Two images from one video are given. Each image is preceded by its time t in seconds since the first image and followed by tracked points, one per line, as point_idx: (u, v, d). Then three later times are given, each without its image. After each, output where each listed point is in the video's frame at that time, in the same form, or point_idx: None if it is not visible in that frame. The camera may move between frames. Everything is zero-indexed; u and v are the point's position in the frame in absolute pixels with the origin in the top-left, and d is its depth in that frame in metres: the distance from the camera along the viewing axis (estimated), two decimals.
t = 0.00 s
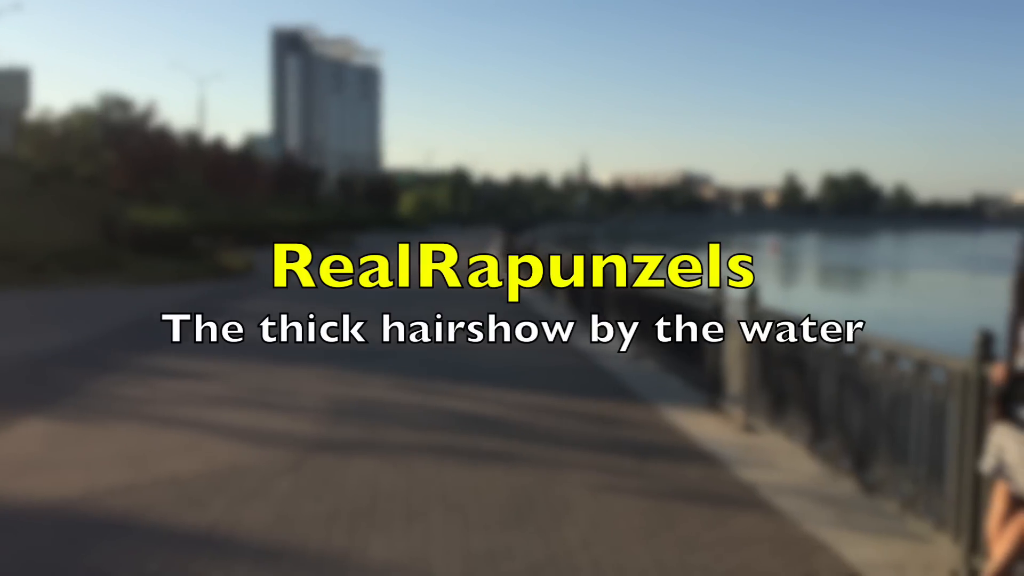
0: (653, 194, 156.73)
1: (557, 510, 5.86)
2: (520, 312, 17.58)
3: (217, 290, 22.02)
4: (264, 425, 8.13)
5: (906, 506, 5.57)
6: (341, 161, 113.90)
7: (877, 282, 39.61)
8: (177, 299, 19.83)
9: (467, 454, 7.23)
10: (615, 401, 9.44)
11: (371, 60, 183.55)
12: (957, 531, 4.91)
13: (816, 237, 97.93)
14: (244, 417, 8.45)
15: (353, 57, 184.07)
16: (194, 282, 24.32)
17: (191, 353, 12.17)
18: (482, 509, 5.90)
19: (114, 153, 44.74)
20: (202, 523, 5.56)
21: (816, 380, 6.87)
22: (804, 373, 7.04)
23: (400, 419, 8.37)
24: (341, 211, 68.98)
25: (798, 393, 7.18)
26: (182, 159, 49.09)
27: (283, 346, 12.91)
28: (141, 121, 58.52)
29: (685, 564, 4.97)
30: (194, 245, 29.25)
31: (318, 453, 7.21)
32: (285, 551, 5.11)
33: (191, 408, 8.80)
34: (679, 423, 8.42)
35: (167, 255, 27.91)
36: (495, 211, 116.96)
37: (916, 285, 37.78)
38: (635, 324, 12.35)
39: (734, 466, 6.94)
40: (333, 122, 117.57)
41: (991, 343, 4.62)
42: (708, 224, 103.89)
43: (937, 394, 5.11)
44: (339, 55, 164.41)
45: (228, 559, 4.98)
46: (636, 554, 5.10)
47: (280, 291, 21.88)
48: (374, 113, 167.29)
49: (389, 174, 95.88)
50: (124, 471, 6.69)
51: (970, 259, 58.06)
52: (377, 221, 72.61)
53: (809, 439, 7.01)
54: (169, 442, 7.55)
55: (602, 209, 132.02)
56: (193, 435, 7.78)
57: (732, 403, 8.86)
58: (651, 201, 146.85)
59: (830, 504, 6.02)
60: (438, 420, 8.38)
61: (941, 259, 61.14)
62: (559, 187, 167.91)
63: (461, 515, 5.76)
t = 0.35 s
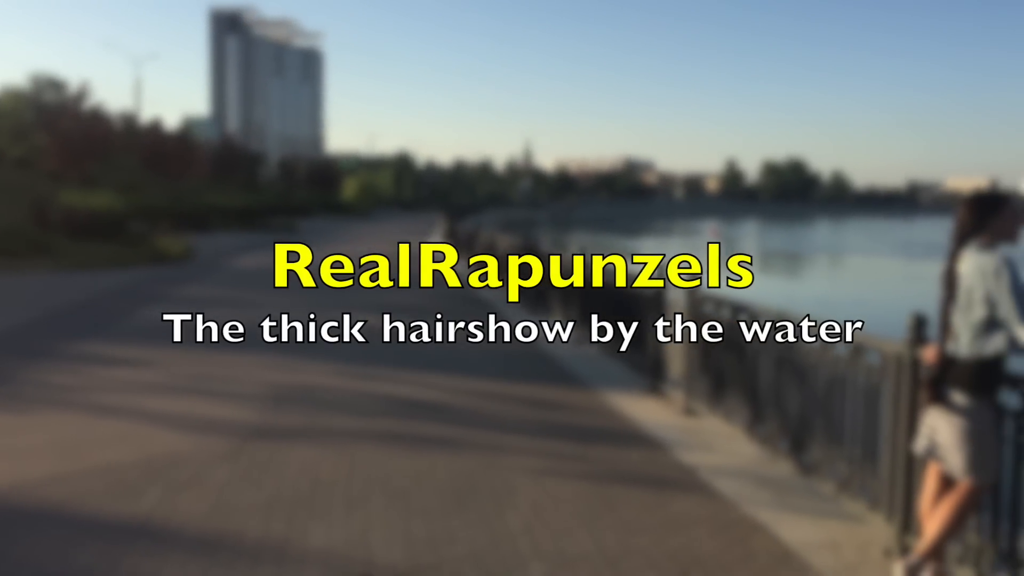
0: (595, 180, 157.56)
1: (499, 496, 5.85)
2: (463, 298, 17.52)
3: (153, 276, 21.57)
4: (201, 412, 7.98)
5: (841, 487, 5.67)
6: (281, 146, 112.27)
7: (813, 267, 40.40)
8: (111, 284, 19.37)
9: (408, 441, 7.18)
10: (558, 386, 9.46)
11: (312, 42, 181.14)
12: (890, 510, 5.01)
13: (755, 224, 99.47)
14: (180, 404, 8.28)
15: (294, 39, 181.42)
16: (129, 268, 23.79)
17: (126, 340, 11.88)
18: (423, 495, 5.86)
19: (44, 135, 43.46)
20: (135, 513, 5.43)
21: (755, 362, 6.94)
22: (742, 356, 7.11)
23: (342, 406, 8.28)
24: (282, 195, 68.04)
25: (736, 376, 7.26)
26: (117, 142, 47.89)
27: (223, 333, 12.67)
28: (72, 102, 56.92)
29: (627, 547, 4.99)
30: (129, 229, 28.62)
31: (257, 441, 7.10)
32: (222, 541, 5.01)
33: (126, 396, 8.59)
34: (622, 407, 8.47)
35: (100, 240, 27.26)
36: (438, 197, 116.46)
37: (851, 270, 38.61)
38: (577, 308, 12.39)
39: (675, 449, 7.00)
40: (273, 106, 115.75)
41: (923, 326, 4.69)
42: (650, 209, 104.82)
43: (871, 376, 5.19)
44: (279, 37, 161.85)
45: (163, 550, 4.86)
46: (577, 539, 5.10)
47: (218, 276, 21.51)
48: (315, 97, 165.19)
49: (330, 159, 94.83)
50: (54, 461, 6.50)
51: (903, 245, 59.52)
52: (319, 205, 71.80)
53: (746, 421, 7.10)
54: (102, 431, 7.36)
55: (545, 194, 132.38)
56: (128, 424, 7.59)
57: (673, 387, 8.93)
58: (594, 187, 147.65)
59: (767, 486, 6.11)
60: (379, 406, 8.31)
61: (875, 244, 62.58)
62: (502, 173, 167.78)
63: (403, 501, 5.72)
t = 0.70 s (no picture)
0: (520, 168, 157.69)
1: (420, 484, 5.80)
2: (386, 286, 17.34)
3: (64, 265, 20.87)
4: (113, 405, 7.71)
5: (755, 468, 5.78)
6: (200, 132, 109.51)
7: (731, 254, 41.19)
8: (19, 274, 18.67)
9: (329, 430, 7.08)
10: (481, 374, 9.42)
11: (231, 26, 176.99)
12: (802, 490, 5.13)
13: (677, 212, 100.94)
14: (91, 397, 7.99)
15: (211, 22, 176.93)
16: (38, 256, 22.97)
17: (33, 332, 11.43)
18: (343, 484, 5.78)
19: None
20: (41, 509, 5.23)
21: (673, 347, 7.02)
22: (660, 340, 7.19)
23: (261, 396, 8.10)
24: (200, 182, 66.43)
25: (654, 361, 7.34)
26: (24, 126, 46.07)
27: (139, 323, 12.33)
28: None
29: (548, 533, 4.99)
30: (39, 217, 27.62)
31: (172, 433, 6.90)
32: (132, 536, 4.86)
33: (34, 389, 8.27)
34: (545, 394, 8.47)
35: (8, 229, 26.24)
36: (362, 185, 115.19)
37: (767, 258, 39.45)
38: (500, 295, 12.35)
39: (597, 435, 7.04)
40: (191, 91, 112.78)
41: (833, 311, 4.80)
42: (573, 197, 105.50)
43: (785, 359, 5.30)
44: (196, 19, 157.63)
45: (70, 548, 4.69)
46: (499, 525, 5.09)
47: (132, 265, 20.94)
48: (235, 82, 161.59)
49: (251, 145, 92.92)
50: None
51: (818, 234, 61.14)
52: (239, 193, 70.31)
53: (664, 406, 7.19)
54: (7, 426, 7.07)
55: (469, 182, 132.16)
56: (35, 418, 7.31)
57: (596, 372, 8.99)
58: (519, 175, 147.80)
59: (685, 468, 6.19)
60: (298, 396, 8.19)
61: (791, 233, 64.11)
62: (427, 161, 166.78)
63: (321, 492, 5.63)
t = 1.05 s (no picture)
0: (443, 159, 157.11)
1: (338, 478, 5.72)
2: (308, 279, 17.09)
3: None
4: (17, 403, 7.42)
5: (673, 455, 5.85)
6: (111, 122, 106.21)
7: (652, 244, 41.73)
8: None
9: (245, 425, 6.93)
10: (403, 365, 9.35)
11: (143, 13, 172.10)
12: (718, 475, 5.21)
13: (599, 203, 101.83)
14: None
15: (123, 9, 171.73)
16: None
17: None
18: (260, 480, 5.67)
19: None
20: None
21: (592, 337, 7.04)
22: (579, 329, 7.23)
23: (175, 392, 7.90)
24: (112, 173, 64.55)
25: (574, 350, 7.38)
26: None
27: (46, 319, 11.92)
28: None
29: (470, 524, 4.97)
30: None
31: (79, 431, 6.67)
32: (35, 538, 4.68)
33: None
34: (466, 385, 8.46)
35: None
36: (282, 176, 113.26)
37: (687, 247, 40.06)
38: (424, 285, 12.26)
39: (518, 425, 7.05)
40: (101, 79, 109.33)
41: (748, 299, 4.88)
42: (496, 187, 105.59)
43: (701, 346, 5.39)
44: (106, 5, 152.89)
45: None
46: (419, 517, 5.06)
47: (39, 259, 20.22)
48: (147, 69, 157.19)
49: (166, 136, 90.57)
50: None
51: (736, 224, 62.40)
52: (154, 185, 68.51)
53: (585, 395, 7.23)
54: None
55: (393, 172, 131.16)
56: None
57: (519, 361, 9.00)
58: (442, 166, 147.24)
59: (606, 456, 6.24)
60: (214, 390, 8.01)
61: (710, 222, 65.27)
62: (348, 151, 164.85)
63: (237, 487, 5.51)
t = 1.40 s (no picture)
0: (381, 156, 156.07)
1: (271, 481, 5.61)
2: (242, 278, 16.81)
3: None
4: None
5: (610, 451, 5.86)
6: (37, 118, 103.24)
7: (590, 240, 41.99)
8: None
9: (175, 428, 6.76)
10: (339, 365, 9.23)
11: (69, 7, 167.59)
12: (655, 471, 5.23)
13: (537, 199, 102.22)
14: None
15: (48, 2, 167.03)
16: None
17: None
18: (190, 484, 5.53)
19: None
20: None
21: (529, 334, 7.01)
22: (516, 326, 7.20)
23: (102, 396, 7.68)
24: (38, 171, 62.76)
25: (512, 347, 7.35)
26: None
27: None
28: None
29: (407, 525, 4.91)
30: None
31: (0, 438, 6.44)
32: None
33: None
34: (403, 384, 8.39)
35: None
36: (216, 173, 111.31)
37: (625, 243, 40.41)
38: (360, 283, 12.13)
39: (456, 423, 7.01)
40: (26, 75, 106.23)
41: (682, 295, 4.91)
42: (435, 184, 105.20)
43: (637, 342, 5.40)
44: None
45: None
46: (355, 519, 4.98)
47: None
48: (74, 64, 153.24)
49: (95, 133, 88.37)
50: None
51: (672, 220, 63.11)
52: (82, 183, 66.85)
53: (523, 392, 7.22)
54: None
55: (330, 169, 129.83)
56: None
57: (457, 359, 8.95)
58: (380, 163, 146.25)
59: (543, 453, 6.23)
60: (144, 393, 7.82)
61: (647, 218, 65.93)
62: (284, 148, 162.77)
63: (166, 493, 5.37)
